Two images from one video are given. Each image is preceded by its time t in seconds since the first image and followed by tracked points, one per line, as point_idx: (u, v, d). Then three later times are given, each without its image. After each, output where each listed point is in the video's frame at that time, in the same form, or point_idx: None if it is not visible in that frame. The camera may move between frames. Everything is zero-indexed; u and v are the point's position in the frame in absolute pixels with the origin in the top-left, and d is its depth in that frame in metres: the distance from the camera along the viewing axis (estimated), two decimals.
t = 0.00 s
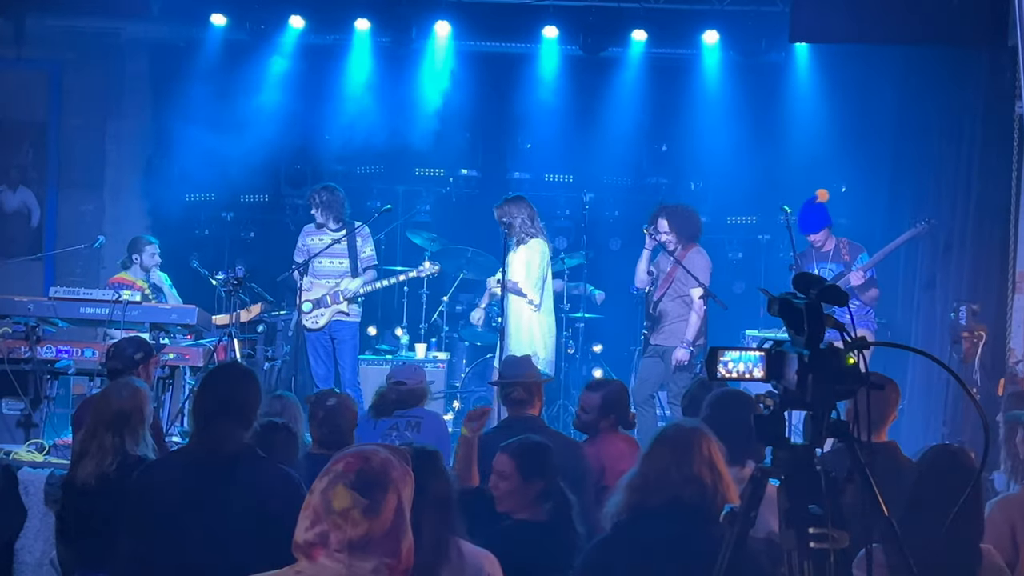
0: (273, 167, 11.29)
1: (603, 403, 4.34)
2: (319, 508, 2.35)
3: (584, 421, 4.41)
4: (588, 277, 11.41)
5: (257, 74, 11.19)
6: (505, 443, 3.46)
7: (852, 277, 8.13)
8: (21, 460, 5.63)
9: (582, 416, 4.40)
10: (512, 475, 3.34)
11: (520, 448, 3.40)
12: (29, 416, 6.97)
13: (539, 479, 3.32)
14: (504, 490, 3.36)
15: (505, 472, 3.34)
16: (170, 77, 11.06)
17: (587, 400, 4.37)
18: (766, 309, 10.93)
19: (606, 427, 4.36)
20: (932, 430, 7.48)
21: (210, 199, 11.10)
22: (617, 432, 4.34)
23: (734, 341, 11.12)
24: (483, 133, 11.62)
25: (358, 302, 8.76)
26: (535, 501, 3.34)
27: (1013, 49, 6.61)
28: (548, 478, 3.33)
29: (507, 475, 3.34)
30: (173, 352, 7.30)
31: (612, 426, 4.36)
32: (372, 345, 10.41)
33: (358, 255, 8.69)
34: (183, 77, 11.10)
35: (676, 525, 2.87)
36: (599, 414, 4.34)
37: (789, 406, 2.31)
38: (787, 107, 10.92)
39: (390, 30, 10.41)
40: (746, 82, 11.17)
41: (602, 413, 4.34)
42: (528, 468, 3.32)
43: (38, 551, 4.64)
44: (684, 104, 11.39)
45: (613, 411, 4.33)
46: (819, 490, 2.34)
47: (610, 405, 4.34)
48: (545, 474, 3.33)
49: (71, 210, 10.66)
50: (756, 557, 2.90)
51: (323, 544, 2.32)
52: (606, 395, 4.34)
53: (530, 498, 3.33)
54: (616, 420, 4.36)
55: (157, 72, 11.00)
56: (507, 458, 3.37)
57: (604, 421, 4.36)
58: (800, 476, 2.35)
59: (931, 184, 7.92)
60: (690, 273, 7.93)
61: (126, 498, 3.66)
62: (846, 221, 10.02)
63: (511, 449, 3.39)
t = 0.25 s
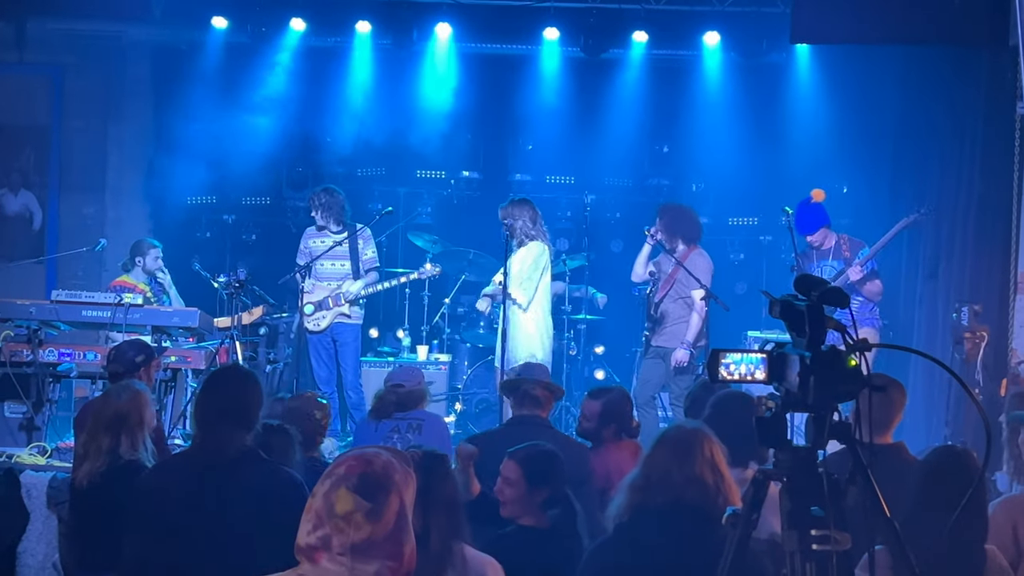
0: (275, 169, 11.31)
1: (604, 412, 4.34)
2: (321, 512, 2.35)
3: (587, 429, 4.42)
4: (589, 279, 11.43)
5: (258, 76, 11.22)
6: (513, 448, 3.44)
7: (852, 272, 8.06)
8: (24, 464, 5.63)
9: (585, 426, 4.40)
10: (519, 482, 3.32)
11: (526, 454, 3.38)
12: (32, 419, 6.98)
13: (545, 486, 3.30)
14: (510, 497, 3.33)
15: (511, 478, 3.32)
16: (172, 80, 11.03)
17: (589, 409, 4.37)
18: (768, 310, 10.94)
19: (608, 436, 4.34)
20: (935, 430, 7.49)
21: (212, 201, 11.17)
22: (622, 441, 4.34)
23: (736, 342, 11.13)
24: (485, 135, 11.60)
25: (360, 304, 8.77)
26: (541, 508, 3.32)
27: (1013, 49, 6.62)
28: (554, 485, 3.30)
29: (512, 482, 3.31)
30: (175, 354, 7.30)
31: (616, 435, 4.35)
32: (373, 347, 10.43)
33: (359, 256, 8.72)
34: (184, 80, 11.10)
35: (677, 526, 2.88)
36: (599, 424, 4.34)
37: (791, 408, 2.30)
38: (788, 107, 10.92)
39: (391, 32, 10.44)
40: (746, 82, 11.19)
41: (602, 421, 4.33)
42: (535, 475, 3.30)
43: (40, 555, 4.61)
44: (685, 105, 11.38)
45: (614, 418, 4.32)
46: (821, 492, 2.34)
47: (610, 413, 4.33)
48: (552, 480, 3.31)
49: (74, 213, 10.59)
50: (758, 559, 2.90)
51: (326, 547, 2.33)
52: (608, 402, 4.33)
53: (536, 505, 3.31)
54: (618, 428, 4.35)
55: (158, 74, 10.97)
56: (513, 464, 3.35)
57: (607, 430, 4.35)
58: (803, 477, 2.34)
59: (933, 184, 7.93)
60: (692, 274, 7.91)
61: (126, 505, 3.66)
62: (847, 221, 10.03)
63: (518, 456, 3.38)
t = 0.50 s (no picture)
0: (278, 172, 11.34)
1: (602, 417, 4.31)
2: (324, 513, 2.36)
3: (588, 435, 4.40)
4: (591, 280, 11.44)
5: (260, 79, 11.24)
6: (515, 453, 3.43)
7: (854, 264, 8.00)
8: (25, 467, 5.63)
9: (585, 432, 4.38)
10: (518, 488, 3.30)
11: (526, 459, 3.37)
12: (34, 422, 6.98)
13: (546, 491, 3.28)
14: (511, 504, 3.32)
15: (511, 483, 3.31)
16: (173, 82, 11.04)
17: (587, 415, 4.35)
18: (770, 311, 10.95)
19: (609, 442, 4.32)
20: (937, 431, 7.48)
21: (213, 204, 11.17)
22: (624, 447, 4.31)
23: (738, 343, 11.12)
24: (486, 138, 11.59)
25: (362, 306, 8.76)
26: (542, 512, 3.30)
27: (1015, 49, 6.62)
28: (555, 490, 3.29)
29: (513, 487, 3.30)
30: (177, 357, 7.30)
31: (615, 441, 4.32)
32: (375, 350, 10.44)
33: (361, 259, 8.72)
34: (186, 83, 11.09)
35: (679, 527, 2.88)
36: (599, 429, 4.32)
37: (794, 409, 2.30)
38: (790, 108, 10.91)
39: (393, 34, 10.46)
40: (747, 83, 11.20)
41: (602, 427, 4.31)
42: (537, 480, 3.28)
43: (43, 558, 4.61)
44: (687, 106, 11.38)
45: (614, 424, 4.29)
46: (824, 493, 2.34)
47: (610, 418, 4.30)
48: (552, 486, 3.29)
49: (76, 216, 10.62)
50: (761, 560, 2.89)
51: (328, 549, 2.34)
52: (606, 407, 4.30)
53: (538, 509, 3.29)
54: (617, 435, 4.32)
55: (160, 77, 10.99)
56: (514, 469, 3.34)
57: (607, 435, 4.32)
58: (806, 479, 2.34)
59: (935, 184, 7.92)
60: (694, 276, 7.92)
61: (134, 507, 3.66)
62: (849, 222, 10.03)
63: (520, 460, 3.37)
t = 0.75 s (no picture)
0: (277, 174, 11.27)
1: (600, 422, 4.32)
2: (324, 516, 2.35)
3: (588, 439, 4.40)
4: (591, 283, 11.45)
5: (260, 81, 11.23)
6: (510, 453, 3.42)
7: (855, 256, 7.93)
8: (26, 470, 5.64)
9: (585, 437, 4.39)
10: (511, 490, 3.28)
11: (523, 461, 3.35)
12: (35, 425, 6.99)
13: (533, 492, 3.26)
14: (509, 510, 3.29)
15: (500, 483, 3.30)
16: (174, 85, 11.05)
17: (586, 419, 4.36)
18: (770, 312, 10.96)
19: (609, 445, 4.34)
20: (938, 433, 7.48)
21: (214, 207, 11.10)
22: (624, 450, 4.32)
23: (738, 345, 11.13)
24: (487, 140, 11.59)
25: (363, 309, 8.76)
26: (542, 514, 3.30)
27: (1014, 50, 6.63)
28: (542, 491, 3.27)
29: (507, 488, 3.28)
30: (178, 360, 7.30)
31: (615, 445, 4.34)
32: (376, 352, 10.44)
33: (361, 261, 8.73)
34: (187, 86, 11.09)
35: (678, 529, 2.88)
36: (598, 433, 4.34)
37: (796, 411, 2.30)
38: (790, 109, 10.90)
39: (393, 36, 10.47)
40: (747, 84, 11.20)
41: (601, 430, 4.33)
42: (524, 481, 3.27)
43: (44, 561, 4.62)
44: (687, 107, 11.38)
45: (614, 427, 4.31)
46: (827, 494, 2.34)
47: (608, 421, 4.31)
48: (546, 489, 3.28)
49: (76, 220, 10.67)
50: (762, 562, 2.90)
51: (329, 552, 2.33)
52: (603, 411, 4.31)
53: (538, 512, 3.29)
54: (618, 438, 4.34)
55: (161, 80, 10.99)
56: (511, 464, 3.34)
57: (608, 438, 4.34)
58: (808, 480, 2.34)
59: (937, 185, 7.92)
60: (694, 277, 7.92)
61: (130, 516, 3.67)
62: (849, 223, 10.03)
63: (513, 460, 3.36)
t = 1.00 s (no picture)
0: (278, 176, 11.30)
1: (609, 422, 4.35)
2: (324, 516, 2.36)
3: (592, 438, 4.46)
4: (592, 284, 11.45)
5: (260, 83, 11.23)
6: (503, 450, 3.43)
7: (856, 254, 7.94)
8: (27, 472, 5.64)
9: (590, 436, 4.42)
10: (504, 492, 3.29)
11: (521, 463, 3.33)
12: (37, 428, 6.99)
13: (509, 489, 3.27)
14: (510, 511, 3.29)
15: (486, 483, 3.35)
16: (174, 88, 11.04)
17: (594, 420, 4.38)
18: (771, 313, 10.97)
19: (613, 446, 4.37)
20: (939, 433, 7.48)
21: (214, 209, 11.18)
22: (627, 450, 4.34)
23: (739, 346, 11.14)
24: (487, 141, 11.61)
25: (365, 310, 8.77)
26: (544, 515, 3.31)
27: (1015, 49, 6.63)
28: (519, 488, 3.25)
29: (499, 490, 3.28)
30: (179, 362, 7.31)
31: (619, 445, 4.37)
32: (377, 353, 10.45)
33: (362, 263, 8.74)
34: (187, 88, 11.08)
35: (678, 530, 2.88)
36: (605, 434, 4.37)
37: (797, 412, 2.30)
38: (789, 109, 10.90)
39: (393, 37, 10.46)
40: (747, 85, 11.20)
41: (609, 430, 4.36)
42: (502, 479, 3.28)
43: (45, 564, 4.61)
44: (687, 108, 11.38)
45: (620, 428, 4.34)
46: (827, 495, 2.34)
47: (616, 423, 4.34)
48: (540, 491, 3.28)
49: (77, 223, 10.66)
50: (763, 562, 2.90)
51: (328, 553, 2.34)
52: (612, 412, 4.34)
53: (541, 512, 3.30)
54: (623, 438, 4.36)
55: (161, 82, 10.99)
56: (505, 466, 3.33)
57: (611, 439, 4.37)
58: (808, 482, 2.34)
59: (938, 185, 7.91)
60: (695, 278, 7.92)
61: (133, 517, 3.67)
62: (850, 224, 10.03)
63: (506, 460, 3.35)
